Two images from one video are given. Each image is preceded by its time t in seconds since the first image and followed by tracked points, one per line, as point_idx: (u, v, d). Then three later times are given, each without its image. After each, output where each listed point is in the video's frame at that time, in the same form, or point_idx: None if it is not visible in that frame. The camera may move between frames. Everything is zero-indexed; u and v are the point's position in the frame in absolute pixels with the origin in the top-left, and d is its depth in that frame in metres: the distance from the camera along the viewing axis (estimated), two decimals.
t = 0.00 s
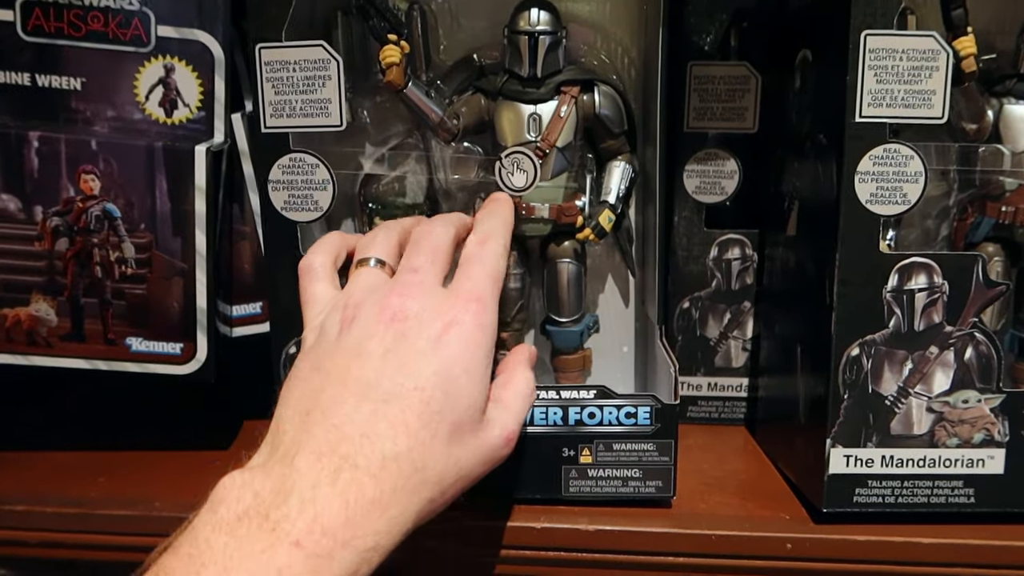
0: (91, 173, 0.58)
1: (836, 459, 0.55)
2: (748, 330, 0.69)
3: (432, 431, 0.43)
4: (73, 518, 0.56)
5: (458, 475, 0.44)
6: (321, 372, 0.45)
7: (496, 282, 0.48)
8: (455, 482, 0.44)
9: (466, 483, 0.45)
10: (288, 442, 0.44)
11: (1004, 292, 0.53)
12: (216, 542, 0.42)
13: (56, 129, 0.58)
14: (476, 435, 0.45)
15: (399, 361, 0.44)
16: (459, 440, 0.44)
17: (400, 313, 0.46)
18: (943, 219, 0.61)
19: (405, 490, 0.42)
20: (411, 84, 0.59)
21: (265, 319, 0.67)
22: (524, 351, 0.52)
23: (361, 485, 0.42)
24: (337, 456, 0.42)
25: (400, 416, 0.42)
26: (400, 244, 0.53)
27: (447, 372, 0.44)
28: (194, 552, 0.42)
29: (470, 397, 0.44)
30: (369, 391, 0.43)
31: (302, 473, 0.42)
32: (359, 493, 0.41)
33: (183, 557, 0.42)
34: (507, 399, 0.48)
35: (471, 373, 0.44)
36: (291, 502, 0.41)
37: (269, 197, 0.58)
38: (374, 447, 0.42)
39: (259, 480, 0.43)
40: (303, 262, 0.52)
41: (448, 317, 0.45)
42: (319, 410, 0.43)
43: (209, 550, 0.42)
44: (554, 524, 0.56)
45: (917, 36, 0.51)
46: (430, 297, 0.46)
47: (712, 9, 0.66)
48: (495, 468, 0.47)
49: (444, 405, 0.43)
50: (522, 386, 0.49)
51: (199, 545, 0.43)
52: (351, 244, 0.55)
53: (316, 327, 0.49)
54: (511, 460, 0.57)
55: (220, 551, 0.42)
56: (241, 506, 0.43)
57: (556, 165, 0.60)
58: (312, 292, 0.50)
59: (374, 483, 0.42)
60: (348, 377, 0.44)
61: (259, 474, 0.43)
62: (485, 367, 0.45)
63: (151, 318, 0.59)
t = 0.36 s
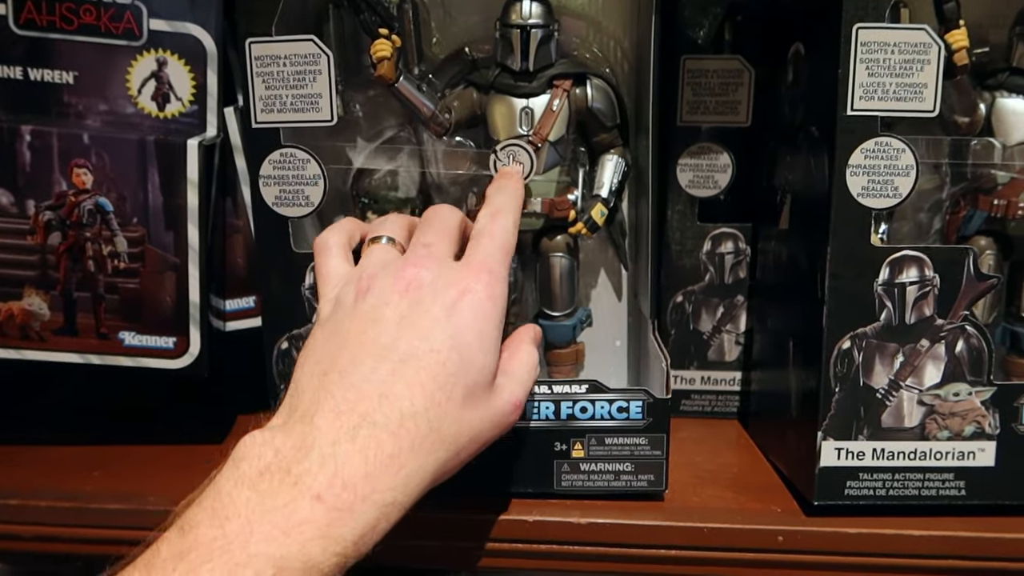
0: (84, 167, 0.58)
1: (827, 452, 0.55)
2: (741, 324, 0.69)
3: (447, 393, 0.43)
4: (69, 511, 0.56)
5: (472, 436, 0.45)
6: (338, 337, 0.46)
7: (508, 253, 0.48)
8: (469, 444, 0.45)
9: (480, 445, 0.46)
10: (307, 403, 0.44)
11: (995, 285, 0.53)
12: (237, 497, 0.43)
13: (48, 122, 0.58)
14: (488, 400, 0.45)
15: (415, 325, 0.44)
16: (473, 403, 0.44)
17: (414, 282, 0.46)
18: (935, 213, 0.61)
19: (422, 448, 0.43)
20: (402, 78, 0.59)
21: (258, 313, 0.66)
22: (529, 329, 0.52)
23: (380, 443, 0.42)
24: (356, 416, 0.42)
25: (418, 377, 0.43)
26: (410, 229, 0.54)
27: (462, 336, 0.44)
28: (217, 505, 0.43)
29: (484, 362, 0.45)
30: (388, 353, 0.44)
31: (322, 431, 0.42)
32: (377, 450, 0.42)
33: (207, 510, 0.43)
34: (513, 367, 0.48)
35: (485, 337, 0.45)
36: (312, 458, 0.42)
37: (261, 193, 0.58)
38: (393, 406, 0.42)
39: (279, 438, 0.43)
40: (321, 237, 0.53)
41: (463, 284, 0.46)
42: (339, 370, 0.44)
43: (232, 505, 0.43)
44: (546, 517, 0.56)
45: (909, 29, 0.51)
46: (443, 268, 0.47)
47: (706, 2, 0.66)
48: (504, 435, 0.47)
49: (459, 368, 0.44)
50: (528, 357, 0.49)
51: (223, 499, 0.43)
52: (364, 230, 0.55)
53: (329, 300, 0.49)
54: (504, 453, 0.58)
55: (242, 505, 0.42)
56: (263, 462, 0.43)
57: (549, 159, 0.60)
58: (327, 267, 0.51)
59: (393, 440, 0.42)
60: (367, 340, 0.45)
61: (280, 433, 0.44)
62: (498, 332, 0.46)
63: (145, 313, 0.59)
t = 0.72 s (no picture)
0: (69, 169, 0.58)
1: (814, 454, 0.55)
2: (730, 325, 0.69)
3: (449, 363, 0.43)
4: (57, 513, 0.56)
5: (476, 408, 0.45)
6: (340, 312, 0.45)
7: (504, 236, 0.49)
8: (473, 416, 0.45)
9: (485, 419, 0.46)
10: (310, 374, 0.44)
11: (982, 287, 0.53)
12: (241, 466, 0.43)
13: (33, 123, 0.58)
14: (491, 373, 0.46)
15: (416, 296, 0.44)
16: (475, 375, 0.45)
17: (411, 261, 0.46)
18: (924, 214, 0.61)
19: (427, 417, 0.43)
20: (391, 78, 0.59)
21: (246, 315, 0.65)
22: (528, 317, 0.52)
23: (384, 408, 0.42)
24: (359, 384, 0.42)
25: (420, 346, 0.43)
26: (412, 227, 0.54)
27: (463, 308, 0.44)
28: (221, 474, 0.43)
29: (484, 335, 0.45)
30: (389, 325, 0.44)
31: (324, 399, 0.43)
32: (381, 417, 0.42)
33: (210, 480, 0.43)
34: (516, 347, 0.49)
35: (485, 309, 0.45)
36: (314, 427, 0.42)
37: (250, 190, 0.58)
38: (395, 373, 0.43)
39: (282, 407, 0.44)
40: (326, 223, 0.53)
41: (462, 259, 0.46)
42: (342, 341, 0.44)
43: (236, 474, 0.43)
44: (533, 518, 0.56)
45: (894, 30, 0.51)
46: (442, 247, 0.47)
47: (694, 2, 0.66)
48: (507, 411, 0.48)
49: (461, 338, 0.44)
50: (530, 339, 0.49)
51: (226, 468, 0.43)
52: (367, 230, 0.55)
53: (328, 281, 0.49)
54: (492, 453, 0.58)
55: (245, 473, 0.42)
56: (265, 432, 0.43)
57: (538, 159, 0.60)
58: (326, 250, 0.51)
59: (397, 405, 0.42)
60: (369, 313, 0.45)
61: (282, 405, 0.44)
62: (498, 305, 0.46)
63: (132, 314, 0.59)
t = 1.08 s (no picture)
0: (69, 175, 0.58)
1: (814, 460, 0.55)
2: (730, 330, 0.69)
3: (440, 357, 0.43)
4: (55, 520, 0.56)
5: (471, 397, 0.45)
6: (333, 311, 0.46)
7: (496, 233, 0.49)
8: (469, 408, 0.45)
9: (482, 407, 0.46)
10: (302, 376, 0.44)
11: (980, 294, 0.54)
12: (235, 466, 0.43)
13: (33, 130, 0.58)
14: (484, 365, 0.46)
15: (404, 292, 0.45)
16: (467, 368, 0.44)
17: (400, 266, 0.46)
18: (922, 220, 0.61)
19: (421, 413, 0.43)
20: (390, 86, 0.59)
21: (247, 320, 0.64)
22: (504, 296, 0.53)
23: (376, 409, 0.42)
24: (351, 384, 0.43)
25: (410, 342, 0.43)
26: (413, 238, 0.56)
27: (451, 303, 0.44)
28: (215, 475, 0.43)
29: (476, 327, 0.45)
30: (380, 321, 0.44)
31: (317, 401, 0.43)
32: (372, 417, 0.42)
33: (204, 481, 0.43)
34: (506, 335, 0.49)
35: (474, 302, 0.45)
36: (308, 427, 0.42)
37: (249, 199, 0.58)
38: (387, 370, 0.43)
39: (276, 410, 0.44)
40: (323, 225, 0.53)
41: (451, 253, 0.46)
42: (332, 342, 0.44)
43: (230, 475, 0.43)
44: (534, 526, 0.56)
45: (892, 38, 0.51)
46: (431, 241, 0.48)
47: (694, 9, 0.66)
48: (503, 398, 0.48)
49: (451, 332, 0.44)
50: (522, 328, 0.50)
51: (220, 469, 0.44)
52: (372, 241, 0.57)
53: (324, 282, 0.50)
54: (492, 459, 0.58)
55: (239, 473, 0.43)
56: (259, 433, 0.44)
57: (538, 166, 0.60)
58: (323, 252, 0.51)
59: (388, 405, 0.42)
60: (361, 310, 0.45)
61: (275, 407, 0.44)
62: (487, 300, 0.46)
63: (131, 321, 0.59)
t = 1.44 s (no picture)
0: (51, 175, 0.57)
1: (810, 461, 0.54)
2: (725, 330, 0.68)
3: (434, 333, 0.43)
4: (38, 526, 0.55)
5: (461, 378, 0.44)
6: (323, 289, 0.45)
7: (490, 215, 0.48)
8: (459, 388, 0.44)
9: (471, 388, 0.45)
10: (291, 354, 0.43)
11: (977, 291, 0.53)
12: (222, 450, 0.41)
13: (15, 129, 0.57)
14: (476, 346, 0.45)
15: (397, 265, 0.44)
16: (460, 347, 0.44)
17: (390, 244, 0.45)
18: (918, 217, 0.61)
19: (414, 394, 0.42)
20: (382, 82, 0.58)
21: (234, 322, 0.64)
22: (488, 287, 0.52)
23: (369, 385, 0.41)
24: (343, 361, 0.42)
25: (403, 317, 0.42)
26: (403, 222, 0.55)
27: (445, 278, 0.44)
28: (200, 460, 0.41)
29: (469, 306, 0.44)
30: (372, 296, 0.43)
31: (306, 379, 0.42)
32: (366, 394, 0.41)
33: (188, 467, 0.42)
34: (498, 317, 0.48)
35: (466, 280, 0.44)
36: (297, 408, 0.41)
37: (235, 198, 0.56)
38: (379, 346, 0.42)
39: (263, 390, 0.43)
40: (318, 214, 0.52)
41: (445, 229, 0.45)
42: (323, 317, 0.43)
43: (216, 459, 0.41)
44: (526, 529, 0.55)
45: (888, 33, 0.51)
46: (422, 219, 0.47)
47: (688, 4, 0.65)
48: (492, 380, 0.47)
49: (445, 309, 0.43)
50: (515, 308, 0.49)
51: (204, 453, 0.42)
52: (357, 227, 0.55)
53: (312, 263, 0.49)
54: (483, 459, 0.57)
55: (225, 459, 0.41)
56: (245, 416, 0.42)
57: (529, 164, 0.59)
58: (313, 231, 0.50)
59: (381, 381, 0.41)
60: (352, 286, 0.44)
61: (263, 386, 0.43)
62: (480, 279, 0.45)
63: (115, 324, 0.58)
